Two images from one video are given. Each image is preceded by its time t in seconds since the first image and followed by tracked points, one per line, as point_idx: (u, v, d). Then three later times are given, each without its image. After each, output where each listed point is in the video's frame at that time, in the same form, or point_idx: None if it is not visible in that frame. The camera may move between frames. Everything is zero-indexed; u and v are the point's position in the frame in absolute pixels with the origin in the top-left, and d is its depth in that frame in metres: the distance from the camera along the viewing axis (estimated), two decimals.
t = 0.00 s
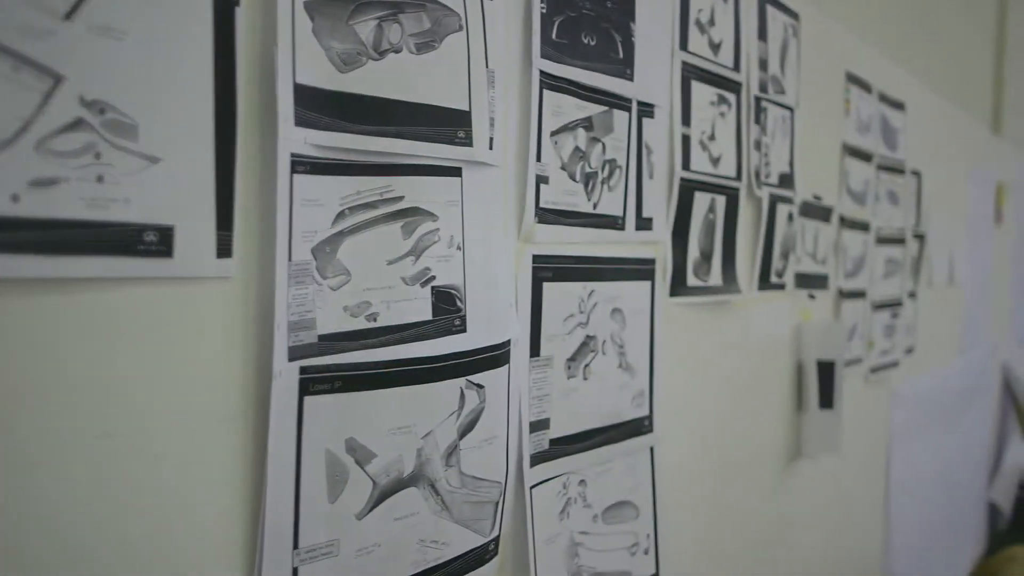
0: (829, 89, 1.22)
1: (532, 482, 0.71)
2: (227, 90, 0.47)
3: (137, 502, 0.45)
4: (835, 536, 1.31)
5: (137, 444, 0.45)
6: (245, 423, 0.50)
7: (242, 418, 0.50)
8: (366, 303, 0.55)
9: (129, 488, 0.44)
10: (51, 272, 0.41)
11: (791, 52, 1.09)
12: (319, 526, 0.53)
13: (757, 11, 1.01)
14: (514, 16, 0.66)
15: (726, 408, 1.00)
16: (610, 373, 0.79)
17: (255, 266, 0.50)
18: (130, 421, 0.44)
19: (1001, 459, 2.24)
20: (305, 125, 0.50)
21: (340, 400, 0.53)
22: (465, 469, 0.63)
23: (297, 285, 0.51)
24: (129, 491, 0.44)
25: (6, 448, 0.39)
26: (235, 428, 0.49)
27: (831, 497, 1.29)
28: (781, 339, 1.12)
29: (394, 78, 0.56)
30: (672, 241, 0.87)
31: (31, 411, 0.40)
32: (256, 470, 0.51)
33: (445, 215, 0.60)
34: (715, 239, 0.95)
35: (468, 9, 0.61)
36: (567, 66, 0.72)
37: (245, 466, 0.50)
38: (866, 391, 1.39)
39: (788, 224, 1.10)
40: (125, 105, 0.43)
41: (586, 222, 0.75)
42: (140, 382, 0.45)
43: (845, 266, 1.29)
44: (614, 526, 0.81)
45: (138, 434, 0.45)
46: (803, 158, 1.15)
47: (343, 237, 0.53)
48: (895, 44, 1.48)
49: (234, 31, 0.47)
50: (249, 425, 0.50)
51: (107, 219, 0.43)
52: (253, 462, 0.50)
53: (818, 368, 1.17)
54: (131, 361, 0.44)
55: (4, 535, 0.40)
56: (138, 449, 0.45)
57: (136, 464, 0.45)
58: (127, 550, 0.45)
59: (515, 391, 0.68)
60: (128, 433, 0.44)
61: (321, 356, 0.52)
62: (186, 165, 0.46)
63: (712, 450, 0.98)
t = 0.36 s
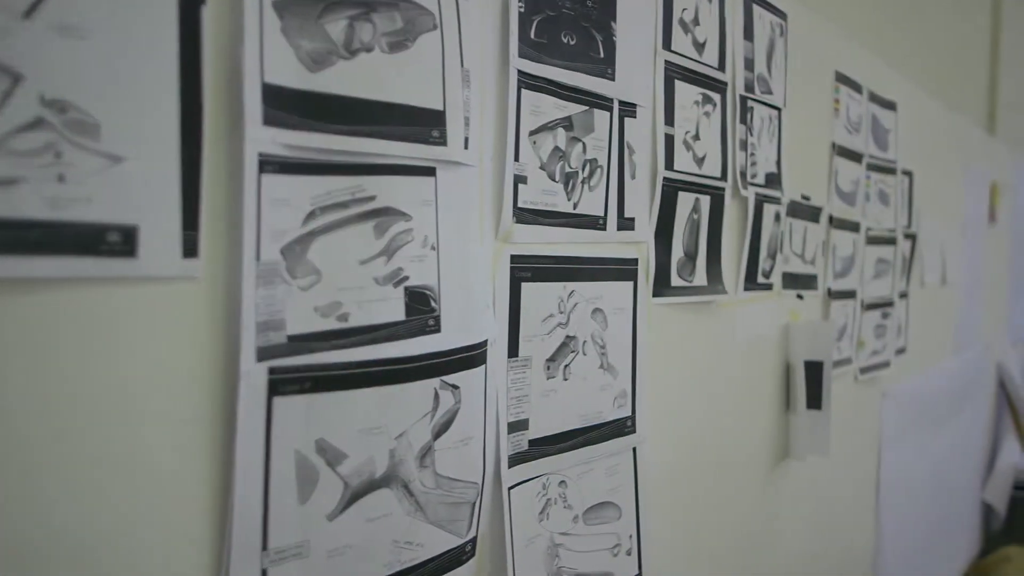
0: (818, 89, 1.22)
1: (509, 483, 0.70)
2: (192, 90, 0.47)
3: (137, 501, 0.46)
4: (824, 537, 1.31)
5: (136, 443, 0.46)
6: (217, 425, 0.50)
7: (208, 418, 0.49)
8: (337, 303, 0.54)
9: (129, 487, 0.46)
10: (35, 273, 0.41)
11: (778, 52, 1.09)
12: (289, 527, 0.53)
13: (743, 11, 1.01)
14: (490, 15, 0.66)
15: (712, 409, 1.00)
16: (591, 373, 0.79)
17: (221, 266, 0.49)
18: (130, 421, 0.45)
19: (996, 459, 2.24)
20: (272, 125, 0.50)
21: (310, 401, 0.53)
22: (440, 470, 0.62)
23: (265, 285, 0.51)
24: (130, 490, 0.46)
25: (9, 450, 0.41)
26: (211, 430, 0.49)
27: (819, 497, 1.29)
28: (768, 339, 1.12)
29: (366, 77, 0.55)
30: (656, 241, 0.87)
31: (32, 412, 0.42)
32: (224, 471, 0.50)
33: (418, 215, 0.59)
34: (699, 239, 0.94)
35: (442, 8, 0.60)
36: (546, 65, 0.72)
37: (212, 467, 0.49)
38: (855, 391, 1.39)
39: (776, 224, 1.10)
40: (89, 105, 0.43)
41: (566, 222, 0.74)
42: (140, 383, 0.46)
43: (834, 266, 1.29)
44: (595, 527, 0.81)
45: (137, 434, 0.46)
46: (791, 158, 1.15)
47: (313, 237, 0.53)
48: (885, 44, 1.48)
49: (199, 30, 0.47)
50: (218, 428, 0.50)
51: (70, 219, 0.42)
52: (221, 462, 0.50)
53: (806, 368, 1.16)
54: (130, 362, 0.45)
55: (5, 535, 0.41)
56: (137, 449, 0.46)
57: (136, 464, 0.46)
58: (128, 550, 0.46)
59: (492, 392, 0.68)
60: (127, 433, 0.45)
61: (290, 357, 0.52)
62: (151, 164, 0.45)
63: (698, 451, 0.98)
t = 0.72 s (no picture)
0: (809, 89, 1.22)
1: (491, 484, 0.70)
2: (161, 90, 0.47)
3: (135, 500, 0.47)
4: (814, 537, 1.31)
5: (133, 443, 0.47)
6: (192, 427, 0.49)
7: (180, 421, 0.49)
8: (311, 303, 0.54)
9: (127, 486, 0.47)
10: (31, 273, 0.42)
11: (767, 51, 1.08)
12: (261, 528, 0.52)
13: (730, 11, 1.00)
14: (470, 14, 0.66)
15: (699, 409, 1.00)
16: (574, 374, 0.79)
17: (191, 267, 0.49)
18: (128, 421, 0.46)
19: (992, 459, 2.23)
20: (244, 124, 0.50)
21: (284, 402, 0.53)
22: (418, 471, 0.62)
23: (237, 286, 0.50)
24: (128, 490, 0.47)
25: (13, 451, 0.42)
26: (189, 432, 0.49)
27: (809, 497, 1.28)
28: (757, 339, 1.12)
29: (341, 76, 0.55)
30: (641, 241, 0.87)
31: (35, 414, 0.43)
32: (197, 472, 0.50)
33: (395, 215, 0.59)
34: (686, 239, 0.94)
35: (419, 7, 0.60)
36: (527, 64, 0.71)
37: (184, 468, 0.49)
38: (847, 392, 1.39)
39: (764, 224, 1.10)
40: (54, 104, 0.42)
41: (548, 222, 0.74)
42: (136, 382, 0.47)
43: (825, 267, 1.28)
44: (579, 528, 0.81)
45: (134, 433, 0.47)
46: (780, 158, 1.15)
47: (286, 237, 0.53)
48: (878, 43, 1.48)
49: (169, 28, 0.47)
50: (192, 430, 0.49)
51: (34, 220, 0.42)
52: (191, 463, 0.50)
53: (796, 369, 1.16)
54: (127, 362, 0.46)
55: (6, 535, 0.42)
56: (134, 448, 0.47)
57: (133, 462, 0.47)
58: (128, 551, 0.47)
59: (472, 392, 0.67)
60: (125, 433, 0.46)
61: (263, 357, 0.52)
62: (120, 165, 0.45)
63: (685, 451, 0.98)
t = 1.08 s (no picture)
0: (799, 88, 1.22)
1: (471, 485, 0.70)
2: (130, 89, 0.46)
3: (129, 496, 0.48)
4: (805, 538, 1.31)
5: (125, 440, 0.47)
6: (164, 428, 0.49)
7: (152, 421, 0.49)
8: (285, 303, 0.54)
9: (121, 483, 0.47)
10: (10, 273, 0.42)
11: (756, 51, 1.08)
12: (233, 529, 0.52)
13: (718, 10, 1.00)
14: (449, 13, 0.66)
15: (686, 409, 1.00)
16: (558, 374, 0.79)
17: (163, 267, 0.49)
18: (118, 419, 0.47)
19: (987, 459, 2.23)
20: (216, 124, 0.50)
21: (257, 403, 0.53)
22: (396, 472, 0.62)
23: (209, 286, 0.50)
24: (122, 486, 0.47)
25: (8, 452, 0.42)
26: (161, 434, 0.49)
27: (799, 497, 1.28)
28: (745, 339, 1.12)
29: (316, 75, 0.55)
30: (626, 241, 0.87)
31: (31, 414, 0.43)
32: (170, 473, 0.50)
33: (372, 215, 0.59)
34: (672, 239, 0.94)
35: (397, 6, 0.60)
36: (509, 64, 0.71)
37: (158, 469, 0.49)
38: (838, 392, 1.38)
39: (753, 224, 1.10)
40: (19, 103, 0.42)
41: (530, 222, 0.74)
42: (125, 381, 0.47)
43: (815, 267, 1.28)
44: (563, 529, 0.81)
45: (125, 431, 0.47)
46: (770, 158, 1.14)
47: (260, 238, 0.53)
48: (871, 43, 1.47)
49: (138, 27, 0.47)
50: (163, 431, 0.49)
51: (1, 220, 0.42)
52: (164, 464, 0.49)
53: (785, 369, 1.16)
54: (115, 362, 0.47)
55: (9, 535, 0.43)
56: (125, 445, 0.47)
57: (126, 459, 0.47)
58: (106, 551, 0.47)
59: (451, 392, 0.67)
60: (117, 430, 0.47)
61: (235, 358, 0.52)
62: (88, 166, 0.45)
63: (671, 452, 0.98)
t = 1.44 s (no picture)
0: (788, 88, 1.21)
1: (450, 486, 0.70)
2: (97, 89, 0.46)
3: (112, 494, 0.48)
4: (794, 539, 1.30)
5: (103, 438, 0.47)
6: (135, 429, 0.49)
7: (123, 421, 0.48)
8: (257, 304, 0.54)
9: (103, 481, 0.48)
10: None
11: (743, 50, 1.08)
12: (205, 530, 0.52)
13: (705, 9, 1.00)
14: (428, 12, 0.66)
15: (672, 409, 1.00)
16: (540, 375, 0.79)
17: (133, 266, 0.49)
18: (96, 418, 0.47)
19: (982, 459, 2.23)
20: (186, 124, 0.50)
21: (228, 403, 0.52)
22: (372, 473, 0.62)
23: (179, 286, 0.50)
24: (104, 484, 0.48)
25: (9, 451, 0.43)
26: (133, 436, 0.49)
27: (788, 498, 1.28)
28: (733, 339, 1.11)
29: (289, 75, 0.55)
30: (610, 241, 0.86)
31: (31, 414, 0.44)
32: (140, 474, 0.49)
33: (347, 214, 0.59)
34: (657, 239, 0.94)
35: (373, 5, 0.60)
36: (489, 63, 0.71)
37: (129, 469, 0.49)
38: (829, 392, 1.38)
39: (741, 224, 1.09)
40: None
41: (511, 222, 0.74)
42: (103, 381, 0.47)
43: (805, 267, 1.28)
44: (545, 530, 0.80)
45: (103, 429, 0.47)
46: (758, 158, 1.14)
47: (232, 238, 0.52)
48: (862, 43, 1.47)
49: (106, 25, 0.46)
50: (134, 434, 0.49)
51: None
52: (133, 464, 0.49)
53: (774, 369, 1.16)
54: (91, 361, 0.47)
55: None
56: (104, 443, 0.47)
57: (105, 457, 0.48)
58: (81, 553, 0.47)
59: (430, 393, 0.67)
60: (97, 429, 0.47)
61: (206, 358, 0.51)
62: (53, 166, 0.45)
63: (658, 452, 0.97)
